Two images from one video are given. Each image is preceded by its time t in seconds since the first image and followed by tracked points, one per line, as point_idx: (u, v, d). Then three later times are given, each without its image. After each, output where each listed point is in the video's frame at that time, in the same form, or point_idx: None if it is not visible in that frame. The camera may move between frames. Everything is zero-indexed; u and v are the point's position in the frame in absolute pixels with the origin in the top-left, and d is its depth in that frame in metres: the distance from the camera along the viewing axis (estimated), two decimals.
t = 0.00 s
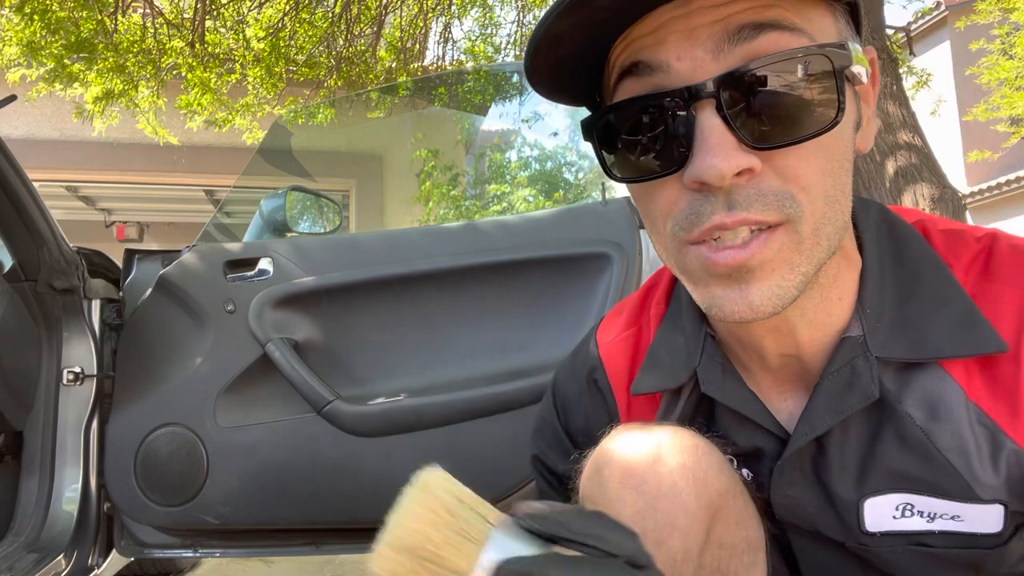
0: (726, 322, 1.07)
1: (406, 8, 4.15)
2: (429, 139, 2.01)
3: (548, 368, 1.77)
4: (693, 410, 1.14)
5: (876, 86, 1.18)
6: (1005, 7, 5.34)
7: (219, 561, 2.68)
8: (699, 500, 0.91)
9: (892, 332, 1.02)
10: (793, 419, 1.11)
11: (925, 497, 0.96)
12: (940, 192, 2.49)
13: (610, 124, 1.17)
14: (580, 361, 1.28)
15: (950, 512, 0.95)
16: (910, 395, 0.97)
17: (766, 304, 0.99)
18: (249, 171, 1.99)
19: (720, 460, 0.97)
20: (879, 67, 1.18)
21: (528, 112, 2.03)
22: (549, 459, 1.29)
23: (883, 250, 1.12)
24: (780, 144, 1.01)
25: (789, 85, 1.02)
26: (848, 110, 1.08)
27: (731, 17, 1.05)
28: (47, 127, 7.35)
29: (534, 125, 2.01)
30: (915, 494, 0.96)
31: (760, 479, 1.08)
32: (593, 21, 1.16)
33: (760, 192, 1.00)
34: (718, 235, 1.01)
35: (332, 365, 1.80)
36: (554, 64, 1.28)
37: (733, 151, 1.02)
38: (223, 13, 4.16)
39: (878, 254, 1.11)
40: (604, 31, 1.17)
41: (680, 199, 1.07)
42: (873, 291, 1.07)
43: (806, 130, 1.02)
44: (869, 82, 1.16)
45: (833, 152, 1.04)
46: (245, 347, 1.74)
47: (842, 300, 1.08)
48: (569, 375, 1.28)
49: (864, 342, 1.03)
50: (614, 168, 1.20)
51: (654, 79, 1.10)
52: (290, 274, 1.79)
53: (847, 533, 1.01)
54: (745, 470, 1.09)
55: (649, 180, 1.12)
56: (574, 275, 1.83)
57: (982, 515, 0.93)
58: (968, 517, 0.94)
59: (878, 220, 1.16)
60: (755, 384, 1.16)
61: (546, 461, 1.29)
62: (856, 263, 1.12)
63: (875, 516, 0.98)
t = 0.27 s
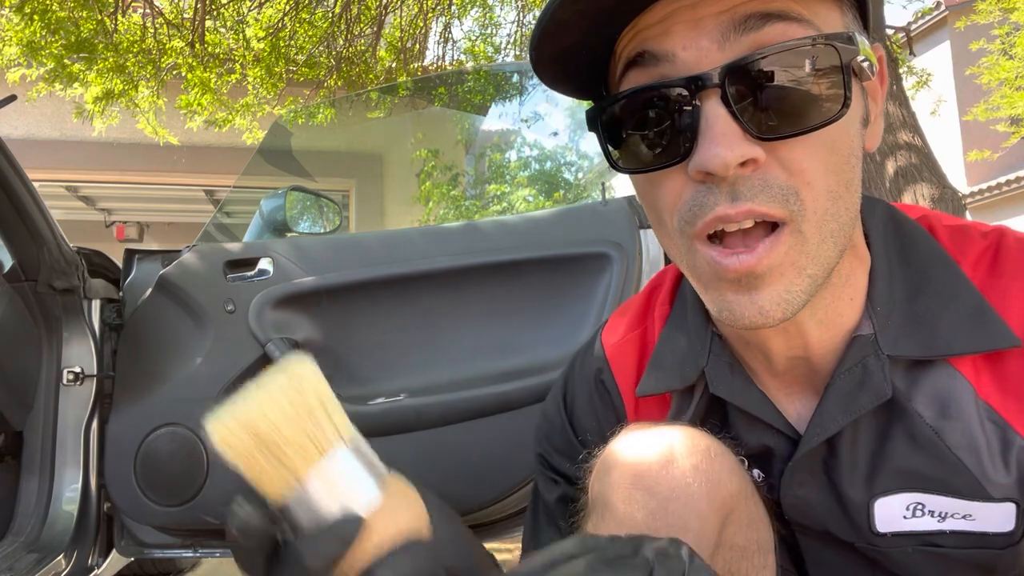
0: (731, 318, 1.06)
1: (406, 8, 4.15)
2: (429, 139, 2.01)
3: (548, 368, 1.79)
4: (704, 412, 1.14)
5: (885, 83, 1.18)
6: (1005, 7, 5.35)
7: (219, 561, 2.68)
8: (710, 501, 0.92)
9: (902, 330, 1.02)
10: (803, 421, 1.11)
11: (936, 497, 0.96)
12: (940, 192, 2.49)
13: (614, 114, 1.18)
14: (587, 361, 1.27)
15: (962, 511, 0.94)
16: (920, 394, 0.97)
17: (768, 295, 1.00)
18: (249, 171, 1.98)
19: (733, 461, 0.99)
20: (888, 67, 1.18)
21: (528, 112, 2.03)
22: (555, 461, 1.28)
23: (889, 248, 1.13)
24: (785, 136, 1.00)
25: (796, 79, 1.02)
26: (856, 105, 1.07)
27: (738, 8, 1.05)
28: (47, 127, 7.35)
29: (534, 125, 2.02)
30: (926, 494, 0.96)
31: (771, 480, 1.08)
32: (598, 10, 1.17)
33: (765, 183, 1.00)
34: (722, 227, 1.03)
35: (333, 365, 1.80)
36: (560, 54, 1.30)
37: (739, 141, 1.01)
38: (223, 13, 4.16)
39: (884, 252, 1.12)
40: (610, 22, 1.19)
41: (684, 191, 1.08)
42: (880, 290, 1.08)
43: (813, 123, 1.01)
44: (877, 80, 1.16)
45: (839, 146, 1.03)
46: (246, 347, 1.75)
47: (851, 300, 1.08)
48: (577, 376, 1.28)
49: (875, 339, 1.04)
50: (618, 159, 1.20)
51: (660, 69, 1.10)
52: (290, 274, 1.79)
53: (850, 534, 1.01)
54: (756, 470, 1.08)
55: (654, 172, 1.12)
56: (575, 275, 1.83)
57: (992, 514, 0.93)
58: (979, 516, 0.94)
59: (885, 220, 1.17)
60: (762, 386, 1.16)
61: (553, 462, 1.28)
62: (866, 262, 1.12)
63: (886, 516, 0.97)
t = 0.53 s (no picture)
0: (742, 321, 1.06)
1: (406, 9, 4.15)
2: (429, 139, 2.01)
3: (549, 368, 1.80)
4: (713, 411, 1.14)
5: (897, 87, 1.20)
6: (1005, 7, 5.35)
7: (218, 561, 2.68)
8: (719, 500, 0.94)
9: (913, 330, 1.02)
10: (812, 418, 1.11)
11: (945, 496, 0.96)
12: (940, 192, 2.49)
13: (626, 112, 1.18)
14: (593, 359, 1.27)
15: (970, 511, 0.95)
16: (930, 394, 0.98)
17: (778, 296, 0.99)
18: (248, 171, 1.98)
19: (742, 458, 0.99)
20: (897, 70, 1.19)
21: (528, 112, 2.05)
22: (562, 460, 1.28)
23: (899, 249, 1.13)
24: (796, 135, 1.00)
25: (808, 77, 1.02)
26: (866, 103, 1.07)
27: (748, 7, 1.05)
28: (47, 128, 7.35)
29: (534, 125, 2.03)
30: (935, 493, 0.96)
31: (778, 480, 1.08)
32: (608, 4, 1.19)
33: (773, 187, 0.99)
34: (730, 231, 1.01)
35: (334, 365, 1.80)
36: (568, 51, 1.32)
37: (749, 140, 1.01)
38: (223, 13, 4.16)
39: (895, 252, 1.13)
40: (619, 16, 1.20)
41: (694, 189, 1.07)
42: (890, 290, 1.08)
43: (824, 122, 1.01)
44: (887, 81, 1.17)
45: (850, 146, 1.03)
46: (247, 345, 1.74)
47: (860, 299, 1.08)
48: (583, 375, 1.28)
49: (884, 339, 1.03)
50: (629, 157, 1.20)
51: (671, 68, 1.11)
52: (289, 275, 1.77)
53: (855, 533, 1.01)
54: (763, 469, 1.09)
55: (664, 168, 1.12)
56: (576, 275, 1.84)
57: (1001, 514, 0.93)
58: (988, 516, 0.94)
59: (895, 219, 1.17)
60: (771, 384, 1.16)
61: (560, 461, 1.28)
62: (874, 263, 1.12)
63: (895, 516, 0.97)
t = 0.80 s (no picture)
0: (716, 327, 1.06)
1: (406, 9, 4.15)
2: (429, 139, 2.01)
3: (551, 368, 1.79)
4: (718, 410, 1.14)
5: (897, 92, 1.14)
6: (1005, 7, 5.35)
7: (219, 561, 2.68)
8: (727, 500, 0.95)
9: (916, 328, 1.02)
10: (814, 417, 1.13)
11: (950, 495, 0.96)
12: (940, 192, 2.49)
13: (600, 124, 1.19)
14: (598, 360, 1.27)
15: (974, 509, 0.95)
16: (933, 392, 0.98)
17: (718, 312, 1.00)
18: (249, 171, 1.98)
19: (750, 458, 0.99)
20: (903, 71, 1.13)
21: (528, 112, 2.04)
22: (568, 462, 1.28)
23: (901, 247, 1.13)
24: (733, 155, 0.98)
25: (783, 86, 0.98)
26: (832, 117, 1.02)
27: (694, 31, 1.00)
28: (47, 128, 7.35)
29: (534, 125, 2.02)
30: (940, 492, 0.96)
31: (784, 479, 1.09)
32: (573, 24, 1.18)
33: (715, 198, 0.99)
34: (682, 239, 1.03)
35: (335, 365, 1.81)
36: (542, 69, 1.32)
37: (684, 157, 1.00)
38: (223, 13, 4.16)
39: (896, 252, 1.12)
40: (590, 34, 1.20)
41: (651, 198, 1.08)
42: (892, 289, 1.07)
43: (767, 141, 0.98)
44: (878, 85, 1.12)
45: (805, 162, 1.00)
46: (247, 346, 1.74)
47: (850, 301, 1.09)
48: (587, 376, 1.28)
49: (888, 338, 1.03)
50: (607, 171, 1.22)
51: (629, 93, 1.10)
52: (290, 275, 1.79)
53: (860, 533, 1.01)
54: (769, 469, 1.10)
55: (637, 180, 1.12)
56: (575, 275, 1.84)
57: (1005, 511, 0.94)
58: (992, 513, 0.95)
59: (895, 219, 1.17)
60: (773, 383, 1.16)
61: (566, 463, 1.28)
62: (873, 270, 1.11)
63: (900, 515, 0.98)
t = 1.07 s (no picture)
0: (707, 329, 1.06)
1: (406, 9, 4.15)
2: (429, 139, 2.01)
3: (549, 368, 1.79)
4: (710, 410, 1.14)
5: (899, 104, 1.14)
6: (1005, 7, 5.35)
7: (219, 561, 2.68)
8: (718, 500, 0.79)
9: (907, 326, 1.01)
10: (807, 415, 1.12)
11: (941, 492, 0.94)
12: (940, 192, 2.49)
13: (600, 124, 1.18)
14: (596, 360, 1.27)
15: (966, 506, 0.93)
16: (924, 391, 0.97)
17: (712, 315, 1.00)
18: (249, 171, 1.98)
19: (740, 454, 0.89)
20: (905, 82, 1.13)
21: (528, 112, 2.02)
22: (565, 461, 1.27)
23: (894, 249, 1.13)
24: (730, 163, 0.98)
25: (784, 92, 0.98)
26: (831, 128, 1.02)
27: (699, 38, 1.00)
28: (47, 127, 7.35)
29: (534, 125, 2.02)
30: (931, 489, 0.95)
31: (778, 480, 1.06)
32: (575, 27, 1.19)
33: (712, 203, 0.99)
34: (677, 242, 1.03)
35: (333, 365, 1.81)
36: (547, 69, 1.32)
37: (681, 163, 1.01)
38: (223, 13, 4.16)
39: (889, 253, 1.12)
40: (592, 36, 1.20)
41: (648, 200, 1.08)
42: (883, 289, 1.07)
43: (764, 151, 0.97)
44: (882, 94, 1.12)
45: (803, 173, 1.00)
46: (246, 347, 1.75)
47: (842, 304, 1.09)
48: (585, 376, 1.27)
49: (877, 338, 1.02)
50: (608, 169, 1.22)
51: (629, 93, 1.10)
52: (290, 275, 1.79)
53: (854, 532, 1.00)
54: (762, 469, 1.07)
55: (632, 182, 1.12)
56: (574, 275, 1.84)
57: (998, 509, 0.92)
58: (985, 511, 0.93)
59: (889, 219, 1.17)
60: (767, 382, 1.16)
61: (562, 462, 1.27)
62: (865, 269, 1.11)
63: (892, 512, 0.96)
